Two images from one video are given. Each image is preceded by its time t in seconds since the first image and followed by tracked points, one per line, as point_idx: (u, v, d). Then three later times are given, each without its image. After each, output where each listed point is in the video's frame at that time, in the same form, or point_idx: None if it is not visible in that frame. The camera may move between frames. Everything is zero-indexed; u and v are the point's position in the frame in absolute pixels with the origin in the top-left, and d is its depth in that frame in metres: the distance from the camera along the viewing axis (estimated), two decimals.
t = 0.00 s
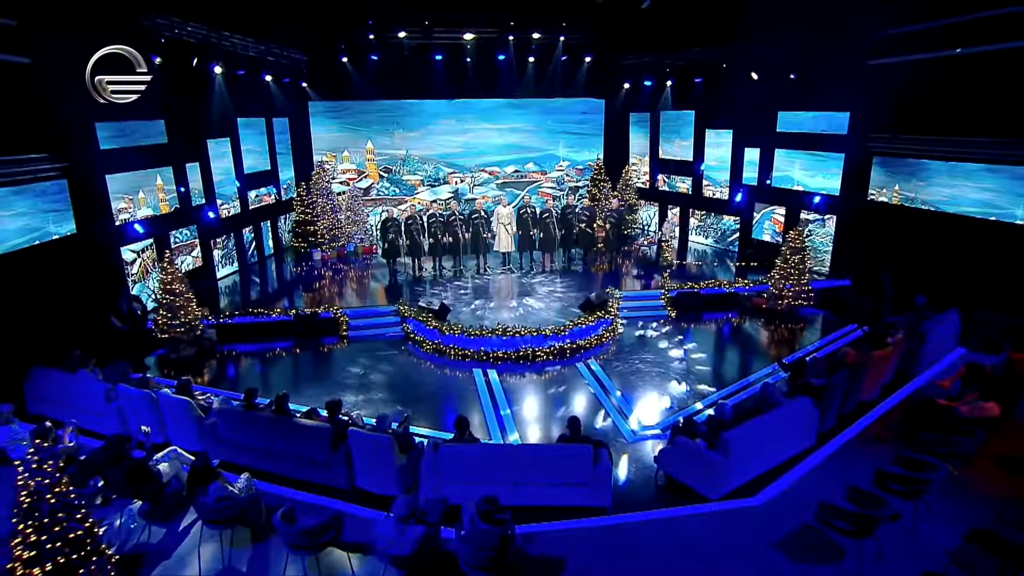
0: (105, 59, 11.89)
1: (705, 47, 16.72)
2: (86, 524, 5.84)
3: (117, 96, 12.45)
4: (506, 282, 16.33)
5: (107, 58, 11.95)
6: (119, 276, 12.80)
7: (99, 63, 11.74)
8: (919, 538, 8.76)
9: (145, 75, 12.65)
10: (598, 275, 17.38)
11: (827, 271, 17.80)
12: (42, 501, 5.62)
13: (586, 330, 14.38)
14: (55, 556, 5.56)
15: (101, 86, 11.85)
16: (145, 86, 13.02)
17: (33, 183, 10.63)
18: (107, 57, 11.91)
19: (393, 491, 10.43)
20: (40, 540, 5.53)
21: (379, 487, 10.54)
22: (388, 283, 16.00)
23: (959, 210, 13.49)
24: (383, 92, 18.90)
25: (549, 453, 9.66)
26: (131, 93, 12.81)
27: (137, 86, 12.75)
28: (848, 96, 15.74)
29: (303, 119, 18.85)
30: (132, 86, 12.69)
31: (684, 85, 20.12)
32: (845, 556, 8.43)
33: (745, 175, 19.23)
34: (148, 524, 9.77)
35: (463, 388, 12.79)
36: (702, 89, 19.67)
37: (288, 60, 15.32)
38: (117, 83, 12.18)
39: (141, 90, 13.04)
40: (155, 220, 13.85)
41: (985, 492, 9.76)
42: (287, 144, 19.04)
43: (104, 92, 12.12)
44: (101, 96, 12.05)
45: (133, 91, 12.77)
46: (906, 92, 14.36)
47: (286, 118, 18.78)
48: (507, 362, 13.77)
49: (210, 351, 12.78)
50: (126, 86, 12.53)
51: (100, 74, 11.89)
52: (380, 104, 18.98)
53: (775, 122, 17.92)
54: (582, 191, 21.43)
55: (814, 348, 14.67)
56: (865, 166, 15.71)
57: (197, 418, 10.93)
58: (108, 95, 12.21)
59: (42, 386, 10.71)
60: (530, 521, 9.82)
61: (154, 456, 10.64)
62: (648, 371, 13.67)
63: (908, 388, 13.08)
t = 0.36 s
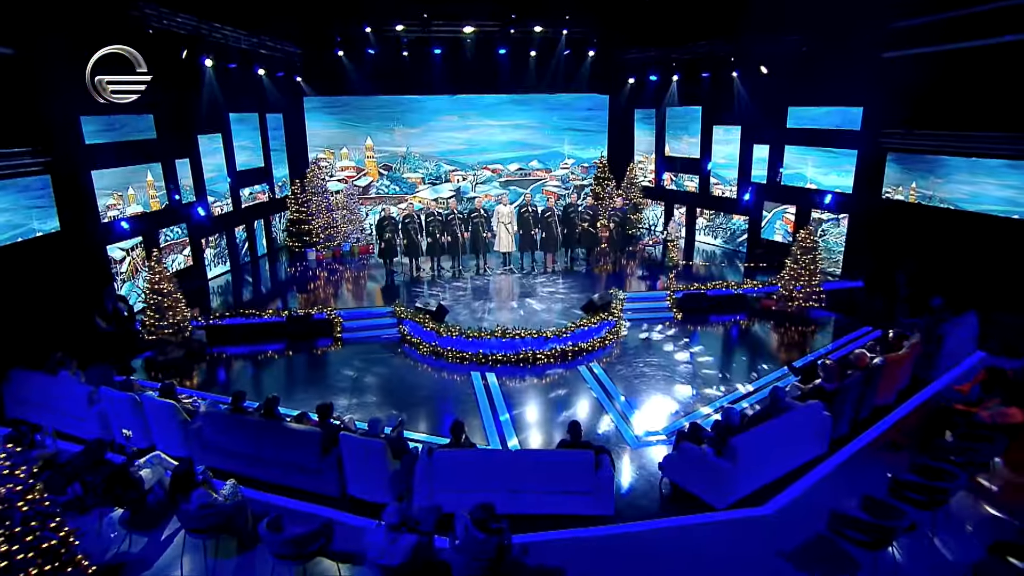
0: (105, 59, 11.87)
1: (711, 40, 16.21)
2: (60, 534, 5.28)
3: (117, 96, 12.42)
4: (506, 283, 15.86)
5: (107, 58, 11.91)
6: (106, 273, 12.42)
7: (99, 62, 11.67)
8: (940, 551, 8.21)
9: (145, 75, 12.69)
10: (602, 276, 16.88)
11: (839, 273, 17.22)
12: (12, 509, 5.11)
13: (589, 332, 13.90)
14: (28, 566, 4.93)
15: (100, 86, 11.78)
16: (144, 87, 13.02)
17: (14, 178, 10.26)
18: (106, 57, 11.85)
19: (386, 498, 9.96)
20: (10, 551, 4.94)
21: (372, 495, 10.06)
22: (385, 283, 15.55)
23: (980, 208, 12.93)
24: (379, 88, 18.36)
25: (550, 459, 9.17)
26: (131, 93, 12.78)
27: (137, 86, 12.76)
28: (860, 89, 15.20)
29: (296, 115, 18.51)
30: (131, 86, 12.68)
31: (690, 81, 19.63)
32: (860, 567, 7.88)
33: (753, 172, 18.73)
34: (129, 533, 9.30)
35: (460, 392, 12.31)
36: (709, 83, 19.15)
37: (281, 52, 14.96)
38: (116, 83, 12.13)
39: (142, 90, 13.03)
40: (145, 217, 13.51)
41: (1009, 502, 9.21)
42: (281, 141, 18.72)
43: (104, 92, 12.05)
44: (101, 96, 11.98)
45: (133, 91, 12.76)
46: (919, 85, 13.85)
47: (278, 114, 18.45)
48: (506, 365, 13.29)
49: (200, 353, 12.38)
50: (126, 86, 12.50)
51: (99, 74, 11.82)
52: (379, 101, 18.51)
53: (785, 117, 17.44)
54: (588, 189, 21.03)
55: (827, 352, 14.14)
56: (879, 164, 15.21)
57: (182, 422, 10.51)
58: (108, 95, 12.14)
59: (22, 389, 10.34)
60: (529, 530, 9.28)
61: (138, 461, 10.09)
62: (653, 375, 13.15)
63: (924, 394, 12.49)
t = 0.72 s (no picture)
0: (105, 59, 11.54)
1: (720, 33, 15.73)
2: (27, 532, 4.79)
3: (117, 96, 12.22)
4: (508, 284, 15.40)
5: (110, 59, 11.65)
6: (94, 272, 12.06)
7: (99, 63, 11.44)
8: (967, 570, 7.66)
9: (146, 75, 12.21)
10: (606, 277, 16.37)
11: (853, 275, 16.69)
12: None
13: (592, 335, 13.43)
14: None
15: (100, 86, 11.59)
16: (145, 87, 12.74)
17: None
18: (107, 57, 11.60)
19: (376, 506, 9.49)
20: None
21: (363, 503, 9.58)
22: (383, 283, 15.12)
23: (1005, 206, 12.33)
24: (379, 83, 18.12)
25: (551, 466, 8.68)
26: (131, 93, 12.59)
27: (138, 85, 12.40)
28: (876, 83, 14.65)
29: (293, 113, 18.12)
30: (132, 86, 12.39)
31: (698, 77, 19.13)
32: None
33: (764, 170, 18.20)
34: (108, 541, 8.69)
35: (458, 397, 11.84)
36: (718, 78, 18.61)
37: (277, 46, 14.62)
38: (117, 83, 11.89)
39: (143, 89, 12.83)
40: (136, 214, 13.18)
41: None
42: (276, 136, 18.26)
43: (104, 92, 11.87)
44: (101, 96, 11.82)
45: (133, 91, 12.46)
46: (941, 77, 13.29)
47: (274, 110, 18.05)
48: (506, 369, 12.83)
49: (188, 356, 11.92)
50: (127, 86, 12.22)
51: (100, 73, 11.61)
52: (381, 97, 18.17)
53: (798, 113, 16.98)
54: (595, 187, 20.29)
55: (840, 356, 13.60)
56: (897, 161, 14.65)
57: (167, 427, 10.10)
58: (108, 95, 11.96)
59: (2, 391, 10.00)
60: (527, 541, 8.77)
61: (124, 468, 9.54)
62: (658, 380, 12.64)
63: (944, 400, 11.92)
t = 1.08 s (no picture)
0: (104, 58, 11.14)
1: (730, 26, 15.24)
2: None
3: (117, 96, 11.84)
4: (509, 285, 14.94)
5: (113, 57, 11.33)
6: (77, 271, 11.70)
7: (99, 63, 11.08)
8: None
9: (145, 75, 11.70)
10: (611, 279, 15.87)
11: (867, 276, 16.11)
12: None
13: (595, 338, 13.00)
14: None
15: (99, 86, 11.22)
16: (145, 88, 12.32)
17: None
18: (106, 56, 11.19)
19: (368, 516, 9.05)
20: None
21: (354, 513, 9.14)
22: (380, 285, 14.65)
23: None
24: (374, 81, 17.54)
25: (550, 474, 8.20)
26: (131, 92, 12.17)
27: (138, 85, 11.88)
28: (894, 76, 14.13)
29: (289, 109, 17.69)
30: (133, 87, 11.98)
31: (706, 71, 18.62)
32: None
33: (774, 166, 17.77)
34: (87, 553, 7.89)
35: (455, 402, 11.40)
36: (727, 72, 18.13)
37: (269, 39, 14.22)
38: (117, 83, 11.44)
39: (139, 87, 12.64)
40: (125, 212, 12.90)
41: None
42: (270, 132, 17.90)
43: (103, 92, 11.48)
44: (100, 96, 11.47)
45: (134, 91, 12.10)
46: (957, 71, 12.78)
47: (268, 105, 17.66)
48: (505, 373, 12.39)
49: (177, 359, 11.42)
50: (127, 86, 11.72)
51: (99, 74, 11.24)
52: (382, 92, 17.86)
53: (809, 109, 16.55)
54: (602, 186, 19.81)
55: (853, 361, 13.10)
56: (914, 158, 14.18)
57: (150, 433, 9.70)
58: (108, 95, 11.60)
59: None
60: (524, 553, 8.26)
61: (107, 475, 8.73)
62: (664, 385, 12.16)
63: (962, 408, 11.44)
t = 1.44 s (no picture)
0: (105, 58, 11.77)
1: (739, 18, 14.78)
2: None
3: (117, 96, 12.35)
4: (509, 286, 14.50)
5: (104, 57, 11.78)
6: (61, 270, 11.36)
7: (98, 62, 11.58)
8: None
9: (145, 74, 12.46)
10: (615, 280, 15.41)
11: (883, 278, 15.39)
12: None
13: (597, 341, 12.56)
14: None
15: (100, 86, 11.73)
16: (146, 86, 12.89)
17: None
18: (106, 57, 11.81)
19: (359, 525, 8.67)
20: None
21: (344, 522, 8.74)
22: (376, 287, 14.20)
23: None
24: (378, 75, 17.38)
25: (546, 484, 7.67)
26: (131, 93, 12.65)
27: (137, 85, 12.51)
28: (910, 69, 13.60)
29: (281, 105, 17.19)
30: (132, 86, 12.51)
31: (712, 65, 18.15)
32: None
33: (784, 164, 17.30)
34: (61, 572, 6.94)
35: (452, 408, 10.95)
36: (734, 66, 17.66)
37: (262, 31, 13.79)
38: (116, 83, 12.03)
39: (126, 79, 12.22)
40: (115, 209, 12.64)
41: None
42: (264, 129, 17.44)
43: (103, 92, 11.99)
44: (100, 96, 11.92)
45: (133, 91, 12.58)
46: (980, 62, 12.22)
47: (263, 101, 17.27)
48: (503, 377, 11.95)
49: (163, 361, 11.14)
50: (126, 85, 12.35)
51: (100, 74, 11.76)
52: (382, 86, 17.47)
53: (821, 104, 16.06)
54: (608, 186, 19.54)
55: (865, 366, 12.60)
56: (931, 154, 13.68)
57: (132, 440, 9.32)
58: (108, 95, 12.08)
59: None
60: (518, 565, 7.79)
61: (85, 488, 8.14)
62: (668, 390, 11.70)
63: (980, 416, 10.93)
